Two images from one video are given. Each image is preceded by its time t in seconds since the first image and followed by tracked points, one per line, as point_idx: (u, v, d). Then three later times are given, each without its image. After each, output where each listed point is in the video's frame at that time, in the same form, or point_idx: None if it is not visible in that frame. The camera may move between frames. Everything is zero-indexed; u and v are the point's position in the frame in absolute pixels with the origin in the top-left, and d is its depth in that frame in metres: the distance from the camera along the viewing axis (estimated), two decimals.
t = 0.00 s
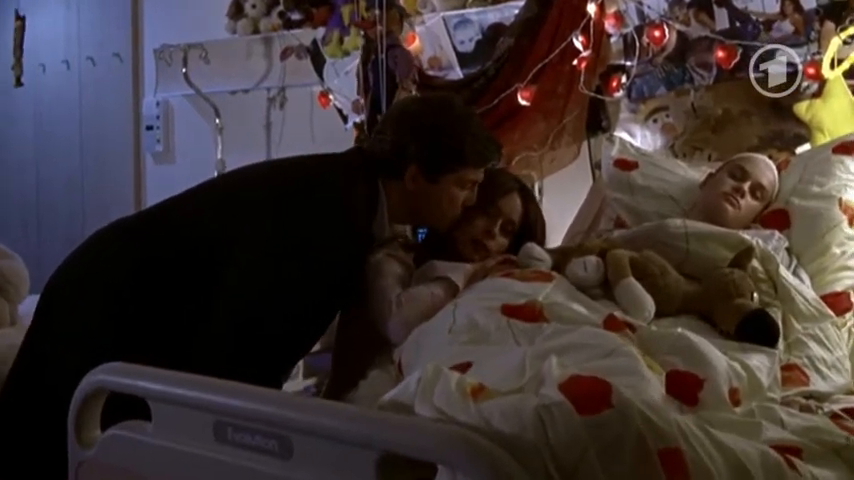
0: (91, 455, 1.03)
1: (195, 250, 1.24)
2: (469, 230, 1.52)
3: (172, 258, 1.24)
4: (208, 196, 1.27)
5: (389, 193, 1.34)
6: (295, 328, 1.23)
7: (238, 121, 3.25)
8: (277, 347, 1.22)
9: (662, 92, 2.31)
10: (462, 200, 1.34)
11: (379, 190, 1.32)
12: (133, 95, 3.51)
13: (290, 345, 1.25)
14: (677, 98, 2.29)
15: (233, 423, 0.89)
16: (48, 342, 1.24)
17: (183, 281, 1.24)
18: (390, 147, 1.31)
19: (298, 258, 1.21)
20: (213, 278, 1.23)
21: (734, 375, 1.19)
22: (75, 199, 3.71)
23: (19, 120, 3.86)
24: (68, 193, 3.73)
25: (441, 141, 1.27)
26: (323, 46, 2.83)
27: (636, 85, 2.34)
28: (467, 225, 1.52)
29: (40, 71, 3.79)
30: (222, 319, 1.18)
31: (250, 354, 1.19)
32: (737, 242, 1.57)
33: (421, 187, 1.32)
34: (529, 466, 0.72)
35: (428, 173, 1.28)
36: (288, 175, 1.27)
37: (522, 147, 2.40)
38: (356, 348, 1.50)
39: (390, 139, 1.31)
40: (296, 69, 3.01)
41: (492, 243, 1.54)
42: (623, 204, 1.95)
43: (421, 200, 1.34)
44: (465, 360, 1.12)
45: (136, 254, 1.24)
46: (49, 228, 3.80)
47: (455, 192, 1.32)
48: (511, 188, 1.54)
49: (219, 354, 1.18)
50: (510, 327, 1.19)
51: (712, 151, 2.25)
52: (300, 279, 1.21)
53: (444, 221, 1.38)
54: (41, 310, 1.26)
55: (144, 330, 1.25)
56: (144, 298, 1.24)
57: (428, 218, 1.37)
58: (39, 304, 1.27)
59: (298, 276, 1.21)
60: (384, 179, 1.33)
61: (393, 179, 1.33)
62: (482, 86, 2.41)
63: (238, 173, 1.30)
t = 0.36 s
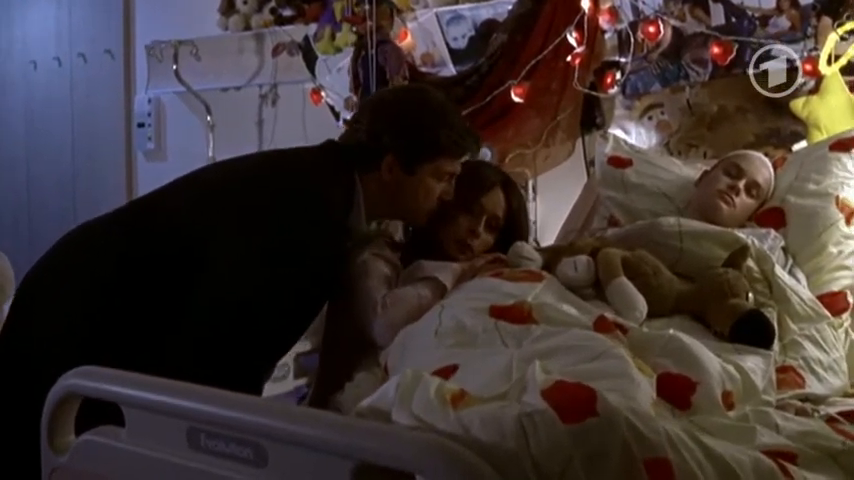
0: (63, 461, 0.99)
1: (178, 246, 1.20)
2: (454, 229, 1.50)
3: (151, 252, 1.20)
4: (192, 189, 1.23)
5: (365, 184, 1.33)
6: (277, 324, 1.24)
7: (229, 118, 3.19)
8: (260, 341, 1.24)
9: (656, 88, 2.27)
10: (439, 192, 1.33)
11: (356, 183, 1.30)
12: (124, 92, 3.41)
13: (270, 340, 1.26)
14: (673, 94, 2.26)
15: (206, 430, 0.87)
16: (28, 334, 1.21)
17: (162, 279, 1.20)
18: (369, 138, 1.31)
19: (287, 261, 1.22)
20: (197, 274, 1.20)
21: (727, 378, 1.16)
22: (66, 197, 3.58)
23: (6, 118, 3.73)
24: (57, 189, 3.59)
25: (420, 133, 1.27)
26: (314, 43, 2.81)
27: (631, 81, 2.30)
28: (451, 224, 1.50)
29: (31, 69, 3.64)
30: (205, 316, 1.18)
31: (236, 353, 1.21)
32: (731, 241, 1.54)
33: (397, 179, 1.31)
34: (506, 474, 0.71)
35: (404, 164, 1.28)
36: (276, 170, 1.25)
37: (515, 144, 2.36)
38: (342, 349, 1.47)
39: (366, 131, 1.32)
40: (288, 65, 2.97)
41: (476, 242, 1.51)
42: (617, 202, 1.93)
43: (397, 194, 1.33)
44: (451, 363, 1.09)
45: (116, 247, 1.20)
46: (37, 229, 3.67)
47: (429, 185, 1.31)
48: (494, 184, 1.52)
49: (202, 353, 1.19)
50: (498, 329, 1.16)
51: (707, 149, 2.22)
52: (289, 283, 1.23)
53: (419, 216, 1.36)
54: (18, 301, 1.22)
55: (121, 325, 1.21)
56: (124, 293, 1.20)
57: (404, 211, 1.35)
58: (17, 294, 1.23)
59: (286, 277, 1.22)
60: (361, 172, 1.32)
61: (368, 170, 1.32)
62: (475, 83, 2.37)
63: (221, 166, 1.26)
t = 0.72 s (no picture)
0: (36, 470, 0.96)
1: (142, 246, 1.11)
2: (438, 227, 1.47)
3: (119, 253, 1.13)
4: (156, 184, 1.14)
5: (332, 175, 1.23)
6: (247, 335, 1.14)
7: (220, 117, 3.13)
8: (226, 353, 1.12)
9: (651, 87, 2.24)
10: (409, 186, 1.25)
11: (325, 173, 1.21)
12: (116, 91, 3.34)
13: (239, 351, 1.15)
14: (668, 93, 2.23)
15: (181, 437, 0.84)
16: None
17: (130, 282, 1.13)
18: (335, 129, 1.21)
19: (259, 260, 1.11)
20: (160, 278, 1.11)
21: (721, 381, 1.13)
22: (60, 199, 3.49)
23: None
24: (50, 190, 3.50)
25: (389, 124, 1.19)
26: (307, 40, 2.77)
27: (625, 80, 2.27)
28: (437, 221, 1.47)
29: (23, 68, 3.53)
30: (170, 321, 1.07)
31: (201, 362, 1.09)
32: (725, 242, 1.51)
33: (367, 169, 1.22)
34: None
35: (373, 153, 1.19)
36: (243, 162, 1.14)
37: (508, 143, 2.34)
38: (330, 352, 1.43)
39: (335, 120, 1.22)
40: (280, 64, 2.92)
41: (463, 239, 1.48)
42: (611, 202, 1.90)
43: (366, 187, 1.23)
44: (439, 366, 1.06)
45: (74, 254, 1.13)
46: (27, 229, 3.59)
47: (399, 178, 1.23)
48: (478, 180, 1.49)
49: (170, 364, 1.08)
50: (486, 332, 1.13)
51: (703, 148, 2.19)
52: (259, 287, 1.11)
53: (390, 209, 1.27)
54: None
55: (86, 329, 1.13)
56: (87, 298, 1.13)
57: (371, 206, 1.26)
58: None
59: (258, 279, 1.11)
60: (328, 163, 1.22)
61: (333, 162, 1.22)
62: (468, 81, 2.37)
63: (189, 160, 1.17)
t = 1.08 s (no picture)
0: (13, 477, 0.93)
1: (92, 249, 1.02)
2: (422, 223, 1.46)
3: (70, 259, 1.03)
4: (103, 191, 1.05)
5: (302, 170, 1.17)
6: (214, 343, 1.06)
7: (214, 117, 3.09)
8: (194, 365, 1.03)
9: (647, 86, 2.21)
10: (380, 179, 1.19)
11: (291, 166, 1.14)
12: (110, 91, 3.31)
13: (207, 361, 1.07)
14: (664, 92, 2.22)
15: (158, 445, 0.82)
16: None
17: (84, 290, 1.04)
18: (301, 122, 1.15)
19: (226, 247, 1.03)
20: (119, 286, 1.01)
21: (714, 384, 1.11)
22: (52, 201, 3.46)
23: None
24: (42, 190, 3.47)
25: (358, 115, 1.13)
26: (301, 40, 2.75)
27: (621, 79, 2.24)
28: (421, 216, 1.46)
29: (16, 67, 3.50)
30: (134, 328, 0.97)
31: (178, 369, 1.00)
32: (721, 244, 1.49)
33: (336, 163, 1.16)
34: None
35: (342, 144, 1.13)
36: (205, 159, 1.06)
37: (502, 142, 2.32)
38: (320, 355, 1.41)
39: (302, 112, 1.16)
40: (273, 63, 2.90)
41: (450, 232, 1.46)
42: (605, 202, 1.87)
43: (336, 180, 1.17)
44: (427, 371, 1.04)
45: (28, 259, 1.04)
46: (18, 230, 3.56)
47: (369, 170, 1.16)
48: (458, 170, 1.48)
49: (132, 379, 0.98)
50: (475, 334, 1.11)
51: (701, 147, 2.15)
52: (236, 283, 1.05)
53: (362, 204, 1.21)
54: None
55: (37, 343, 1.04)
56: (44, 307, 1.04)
57: (342, 201, 1.21)
58: None
59: (230, 268, 1.04)
60: (297, 155, 1.16)
61: (301, 154, 1.16)
62: (463, 81, 2.38)
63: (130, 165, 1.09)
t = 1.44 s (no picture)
0: None
1: (47, 258, 1.00)
2: (410, 218, 1.45)
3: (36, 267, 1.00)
4: (68, 191, 1.03)
5: (268, 162, 1.12)
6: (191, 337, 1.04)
7: (208, 117, 3.07)
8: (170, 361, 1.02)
9: (643, 85, 2.19)
10: (349, 170, 1.14)
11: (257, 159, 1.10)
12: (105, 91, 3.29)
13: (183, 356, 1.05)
14: (661, 92, 2.19)
15: (136, 453, 0.80)
16: None
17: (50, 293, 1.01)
18: (267, 113, 1.11)
19: (196, 244, 1.01)
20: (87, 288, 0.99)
21: (707, 388, 1.09)
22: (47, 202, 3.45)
23: None
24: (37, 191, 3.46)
25: (324, 105, 1.09)
26: (295, 40, 2.70)
27: (617, 78, 2.22)
28: (406, 212, 1.45)
29: (10, 67, 3.48)
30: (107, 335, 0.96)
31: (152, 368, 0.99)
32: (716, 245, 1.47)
33: (303, 154, 1.11)
34: None
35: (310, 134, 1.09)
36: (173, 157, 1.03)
37: (497, 142, 2.30)
38: (309, 358, 1.39)
39: (267, 103, 1.12)
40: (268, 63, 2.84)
41: (437, 225, 1.46)
42: (600, 203, 1.85)
43: (303, 171, 1.13)
44: (415, 374, 1.02)
45: None
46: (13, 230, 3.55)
47: (337, 160, 1.12)
48: (437, 163, 1.48)
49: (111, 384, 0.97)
50: (464, 338, 1.09)
51: (697, 147, 2.14)
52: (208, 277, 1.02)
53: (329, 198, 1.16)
54: None
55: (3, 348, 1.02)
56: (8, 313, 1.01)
57: (310, 196, 1.16)
58: None
59: (200, 266, 1.01)
60: (262, 147, 1.12)
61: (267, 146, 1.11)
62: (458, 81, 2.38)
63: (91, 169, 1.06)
